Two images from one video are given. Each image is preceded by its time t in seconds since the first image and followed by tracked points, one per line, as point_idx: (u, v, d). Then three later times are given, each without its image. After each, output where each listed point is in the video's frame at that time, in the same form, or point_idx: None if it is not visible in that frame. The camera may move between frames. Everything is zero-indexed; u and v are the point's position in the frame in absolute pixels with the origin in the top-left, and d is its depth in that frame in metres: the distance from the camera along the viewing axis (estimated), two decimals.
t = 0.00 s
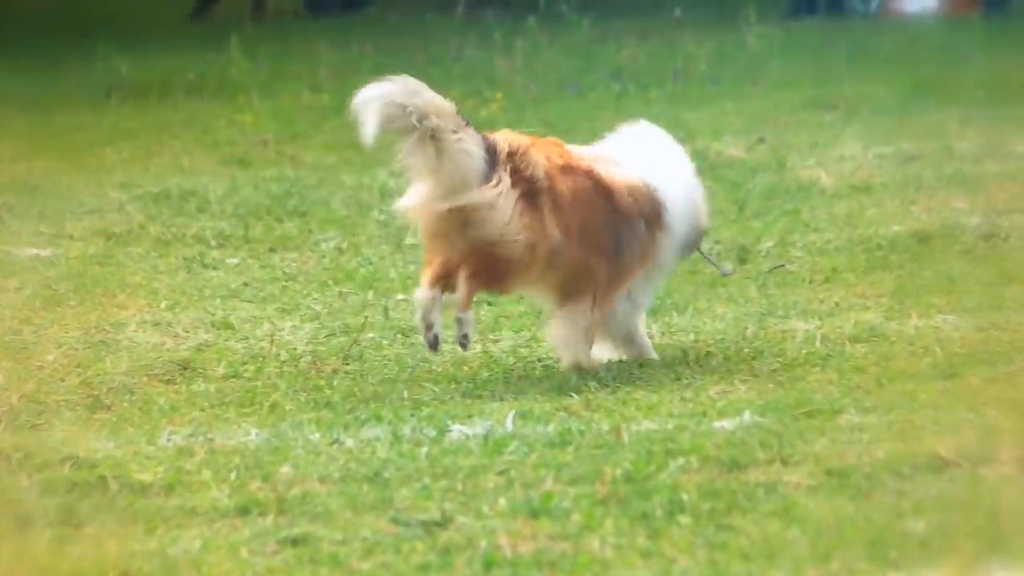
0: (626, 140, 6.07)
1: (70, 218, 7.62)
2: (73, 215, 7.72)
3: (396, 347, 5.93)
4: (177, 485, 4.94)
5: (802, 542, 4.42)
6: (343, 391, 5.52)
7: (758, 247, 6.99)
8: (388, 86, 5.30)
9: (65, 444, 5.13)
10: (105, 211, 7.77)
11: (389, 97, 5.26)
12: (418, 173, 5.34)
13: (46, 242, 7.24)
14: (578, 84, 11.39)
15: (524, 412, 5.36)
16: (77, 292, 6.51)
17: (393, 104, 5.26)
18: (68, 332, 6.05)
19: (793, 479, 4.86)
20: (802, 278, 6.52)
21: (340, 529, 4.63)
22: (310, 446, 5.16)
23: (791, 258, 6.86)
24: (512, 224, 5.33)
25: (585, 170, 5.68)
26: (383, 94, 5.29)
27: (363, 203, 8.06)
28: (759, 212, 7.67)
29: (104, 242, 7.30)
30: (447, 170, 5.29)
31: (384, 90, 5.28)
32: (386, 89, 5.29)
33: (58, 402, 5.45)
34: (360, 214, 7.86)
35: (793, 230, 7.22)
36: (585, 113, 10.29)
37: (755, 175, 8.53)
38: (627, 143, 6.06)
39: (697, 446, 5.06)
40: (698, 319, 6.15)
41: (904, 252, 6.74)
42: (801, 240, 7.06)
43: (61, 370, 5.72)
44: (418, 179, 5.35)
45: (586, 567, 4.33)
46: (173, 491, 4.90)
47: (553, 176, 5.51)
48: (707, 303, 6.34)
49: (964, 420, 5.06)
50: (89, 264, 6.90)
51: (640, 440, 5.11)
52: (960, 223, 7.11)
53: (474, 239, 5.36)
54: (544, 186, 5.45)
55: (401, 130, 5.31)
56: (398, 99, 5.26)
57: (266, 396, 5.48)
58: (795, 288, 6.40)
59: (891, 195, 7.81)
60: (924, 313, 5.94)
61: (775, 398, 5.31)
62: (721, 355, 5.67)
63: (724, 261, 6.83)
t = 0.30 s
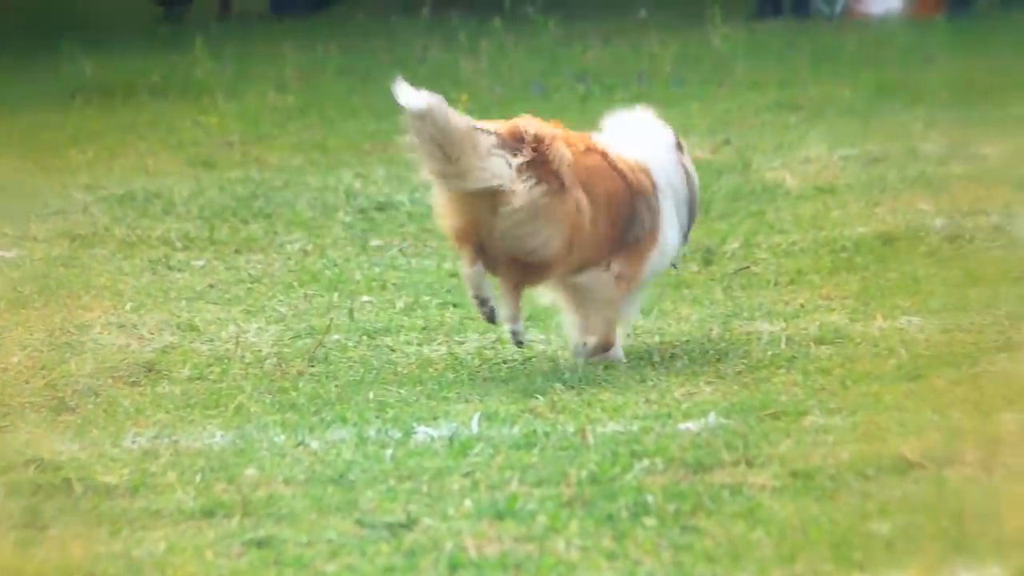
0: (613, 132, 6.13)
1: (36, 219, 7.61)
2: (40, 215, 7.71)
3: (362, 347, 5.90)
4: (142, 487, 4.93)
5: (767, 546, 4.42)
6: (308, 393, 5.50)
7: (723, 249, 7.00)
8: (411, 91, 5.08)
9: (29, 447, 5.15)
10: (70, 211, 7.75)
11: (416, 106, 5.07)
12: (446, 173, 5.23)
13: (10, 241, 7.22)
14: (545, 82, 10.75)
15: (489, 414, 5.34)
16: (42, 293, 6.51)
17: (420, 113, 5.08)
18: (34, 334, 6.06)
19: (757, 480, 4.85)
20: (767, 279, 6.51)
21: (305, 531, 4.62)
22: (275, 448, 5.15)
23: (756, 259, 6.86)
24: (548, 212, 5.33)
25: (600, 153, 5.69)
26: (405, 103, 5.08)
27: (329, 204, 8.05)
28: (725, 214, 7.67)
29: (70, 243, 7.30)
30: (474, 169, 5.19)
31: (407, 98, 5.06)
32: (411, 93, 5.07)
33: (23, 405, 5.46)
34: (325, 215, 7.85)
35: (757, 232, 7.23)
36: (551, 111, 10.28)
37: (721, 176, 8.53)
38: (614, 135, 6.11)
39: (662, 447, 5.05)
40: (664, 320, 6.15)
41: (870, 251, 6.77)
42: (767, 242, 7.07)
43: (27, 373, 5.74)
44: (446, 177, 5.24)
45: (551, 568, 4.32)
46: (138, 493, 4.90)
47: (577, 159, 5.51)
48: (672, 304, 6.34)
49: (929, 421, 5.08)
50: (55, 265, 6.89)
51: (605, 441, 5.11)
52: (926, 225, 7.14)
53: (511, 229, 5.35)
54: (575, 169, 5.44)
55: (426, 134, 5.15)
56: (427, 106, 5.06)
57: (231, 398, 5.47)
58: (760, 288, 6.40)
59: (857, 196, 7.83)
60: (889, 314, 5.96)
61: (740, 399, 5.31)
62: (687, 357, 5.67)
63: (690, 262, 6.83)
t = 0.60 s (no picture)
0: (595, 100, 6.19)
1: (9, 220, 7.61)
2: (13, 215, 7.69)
3: (335, 349, 5.90)
4: (114, 489, 4.92)
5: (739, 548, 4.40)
6: (280, 394, 5.51)
7: (696, 250, 7.01)
8: (438, 124, 5.05)
9: None
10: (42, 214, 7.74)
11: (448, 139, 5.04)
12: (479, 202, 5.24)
13: None
14: (516, 88, 10.85)
15: (462, 416, 5.34)
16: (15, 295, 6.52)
17: (452, 146, 5.05)
18: (6, 336, 6.06)
19: (729, 482, 4.84)
20: (739, 281, 6.56)
21: (277, 534, 4.61)
22: (247, 450, 5.15)
23: (728, 261, 6.88)
24: (573, 218, 5.46)
25: (595, 135, 5.83)
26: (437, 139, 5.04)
27: (302, 207, 8.05)
28: (697, 217, 7.67)
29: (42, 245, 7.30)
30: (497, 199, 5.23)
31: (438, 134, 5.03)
32: (440, 127, 5.04)
33: None
34: (298, 218, 7.85)
35: (730, 233, 7.25)
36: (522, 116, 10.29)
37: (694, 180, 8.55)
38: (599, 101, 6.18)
39: (634, 449, 5.05)
40: (636, 323, 6.15)
41: (843, 255, 6.79)
42: (739, 244, 7.08)
43: None
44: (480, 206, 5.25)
45: (524, 569, 4.31)
46: (110, 495, 4.89)
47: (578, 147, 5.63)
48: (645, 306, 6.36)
49: (901, 422, 5.09)
50: (26, 267, 6.89)
51: (577, 443, 5.10)
52: (898, 227, 7.15)
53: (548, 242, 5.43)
54: (579, 158, 5.57)
55: (458, 168, 5.12)
56: (459, 137, 5.04)
57: (203, 400, 5.48)
58: (732, 291, 6.44)
59: (829, 198, 7.85)
60: (860, 315, 5.97)
61: (712, 400, 5.31)
62: (658, 359, 5.67)
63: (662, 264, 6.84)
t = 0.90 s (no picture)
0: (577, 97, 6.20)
1: None
2: None
3: (302, 352, 5.89)
4: (81, 492, 4.92)
5: (706, 549, 4.39)
6: (247, 397, 5.51)
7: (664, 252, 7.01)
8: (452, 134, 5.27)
9: None
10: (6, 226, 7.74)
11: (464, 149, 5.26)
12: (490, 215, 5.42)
13: None
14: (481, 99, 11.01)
15: (428, 419, 5.34)
16: None
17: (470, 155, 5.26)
18: None
19: (696, 485, 4.83)
20: (705, 284, 6.57)
21: (244, 537, 4.61)
22: (214, 453, 5.15)
23: (696, 263, 6.88)
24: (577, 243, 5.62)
25: (586, 134, 5.86)
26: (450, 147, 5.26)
27: (270, 209, 8.05)
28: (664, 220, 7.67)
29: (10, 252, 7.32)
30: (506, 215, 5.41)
31: (455, 142, 5.24)
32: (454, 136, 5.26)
33: None
34: (265, 221, 7.85)
35: (696, 236, 7.26)
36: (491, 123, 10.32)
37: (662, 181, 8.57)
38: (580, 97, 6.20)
39: (601, 452, 5.04)
40: (604, 325, 6.13)
41: (811, 258, 6.80)
42: (708, 246, 7.08)
43: None
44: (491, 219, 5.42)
45: (491, 571, 4.30)
46: (77, 498, 4.88)
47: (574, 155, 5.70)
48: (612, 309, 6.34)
49: (867, 425, 5.09)
50: None
51: (543, 446, 5.10)
52: (865, 229, 7.17)
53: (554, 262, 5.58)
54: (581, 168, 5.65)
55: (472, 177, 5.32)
56: (476, 148, 5.25)
57: (170, 403, 5.48)
58: (698, 294, 6.45)
59: (795, 201, 7.87)
60: (828, 318, 5.97)
61: (678, 403, 5.31)
62: (625, 362, 5.65)
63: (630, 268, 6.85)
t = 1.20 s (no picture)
0: (577, 100, 6.22)
1: None
2: None
3: (267, 356, 5.88)
4: (46, 497, 4.91)
5: (673, 552, 4.38)
6: (213, 402, 5.50)
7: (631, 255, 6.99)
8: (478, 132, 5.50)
9: None
10: None
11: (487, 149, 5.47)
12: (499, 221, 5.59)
13: None
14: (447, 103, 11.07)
15: (394, 422, 5.33)
16: None
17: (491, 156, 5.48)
18: None
19: (663, 489, 4.82)
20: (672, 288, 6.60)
21: (210, 541, 4.61)
22: (180, 456, 5.14)
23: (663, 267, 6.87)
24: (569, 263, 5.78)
25: (591, 155, 5.95)
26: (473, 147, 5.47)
27: (235, 213, 8.05)
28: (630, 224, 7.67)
29: None
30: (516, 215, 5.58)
31: (475, 143, 5.46)
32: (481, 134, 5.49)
33: None
34: (230, 225, 7.84)
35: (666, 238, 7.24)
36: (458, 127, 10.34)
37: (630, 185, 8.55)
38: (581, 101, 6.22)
39: (568, 455, 5.03)
40: (570, 328, 6.12)
41: (775, 260, 6.81)
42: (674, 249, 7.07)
43: None
44: (504, 222, 5.58)
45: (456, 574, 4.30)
46: (42, 503, 4.88)
47: (575, 183, 5.84)
48: (579, 313, 6.32)
49: (833, 428, 5.09)
50: None
51: (509, 450, 5.09)
52: (831, 232, 7.17)
53: (550, 274, 5.72)
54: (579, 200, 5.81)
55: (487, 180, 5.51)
56: (496, 142, 5.46)
57: (136, 407, 5.48)
58: (665, 297, 6.49)
59: (760, 204, 7.88)
60: (794, 321, 5.97)
61: (644, 406, 5.30)
62: (591, 365, 5.63)
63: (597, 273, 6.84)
